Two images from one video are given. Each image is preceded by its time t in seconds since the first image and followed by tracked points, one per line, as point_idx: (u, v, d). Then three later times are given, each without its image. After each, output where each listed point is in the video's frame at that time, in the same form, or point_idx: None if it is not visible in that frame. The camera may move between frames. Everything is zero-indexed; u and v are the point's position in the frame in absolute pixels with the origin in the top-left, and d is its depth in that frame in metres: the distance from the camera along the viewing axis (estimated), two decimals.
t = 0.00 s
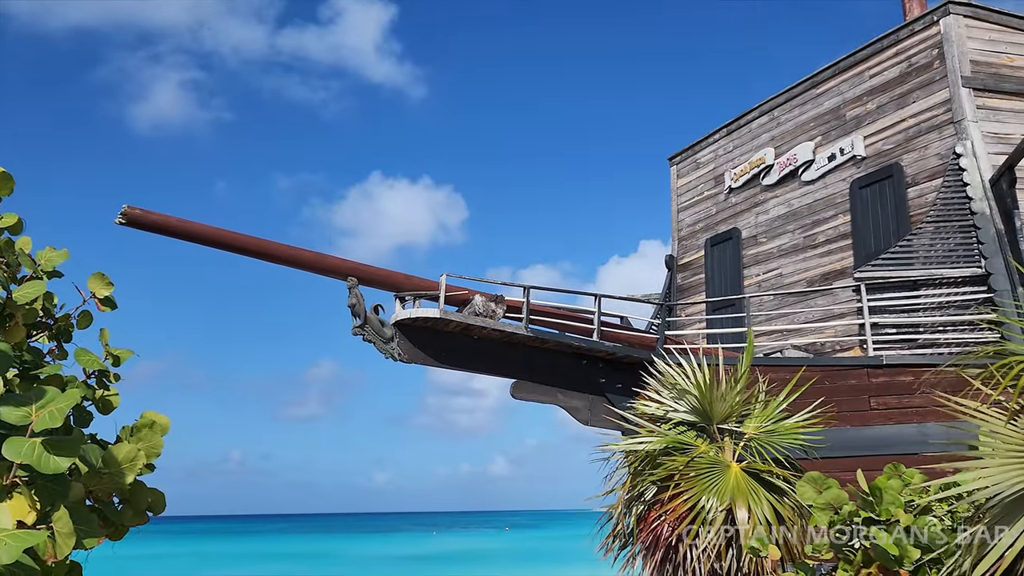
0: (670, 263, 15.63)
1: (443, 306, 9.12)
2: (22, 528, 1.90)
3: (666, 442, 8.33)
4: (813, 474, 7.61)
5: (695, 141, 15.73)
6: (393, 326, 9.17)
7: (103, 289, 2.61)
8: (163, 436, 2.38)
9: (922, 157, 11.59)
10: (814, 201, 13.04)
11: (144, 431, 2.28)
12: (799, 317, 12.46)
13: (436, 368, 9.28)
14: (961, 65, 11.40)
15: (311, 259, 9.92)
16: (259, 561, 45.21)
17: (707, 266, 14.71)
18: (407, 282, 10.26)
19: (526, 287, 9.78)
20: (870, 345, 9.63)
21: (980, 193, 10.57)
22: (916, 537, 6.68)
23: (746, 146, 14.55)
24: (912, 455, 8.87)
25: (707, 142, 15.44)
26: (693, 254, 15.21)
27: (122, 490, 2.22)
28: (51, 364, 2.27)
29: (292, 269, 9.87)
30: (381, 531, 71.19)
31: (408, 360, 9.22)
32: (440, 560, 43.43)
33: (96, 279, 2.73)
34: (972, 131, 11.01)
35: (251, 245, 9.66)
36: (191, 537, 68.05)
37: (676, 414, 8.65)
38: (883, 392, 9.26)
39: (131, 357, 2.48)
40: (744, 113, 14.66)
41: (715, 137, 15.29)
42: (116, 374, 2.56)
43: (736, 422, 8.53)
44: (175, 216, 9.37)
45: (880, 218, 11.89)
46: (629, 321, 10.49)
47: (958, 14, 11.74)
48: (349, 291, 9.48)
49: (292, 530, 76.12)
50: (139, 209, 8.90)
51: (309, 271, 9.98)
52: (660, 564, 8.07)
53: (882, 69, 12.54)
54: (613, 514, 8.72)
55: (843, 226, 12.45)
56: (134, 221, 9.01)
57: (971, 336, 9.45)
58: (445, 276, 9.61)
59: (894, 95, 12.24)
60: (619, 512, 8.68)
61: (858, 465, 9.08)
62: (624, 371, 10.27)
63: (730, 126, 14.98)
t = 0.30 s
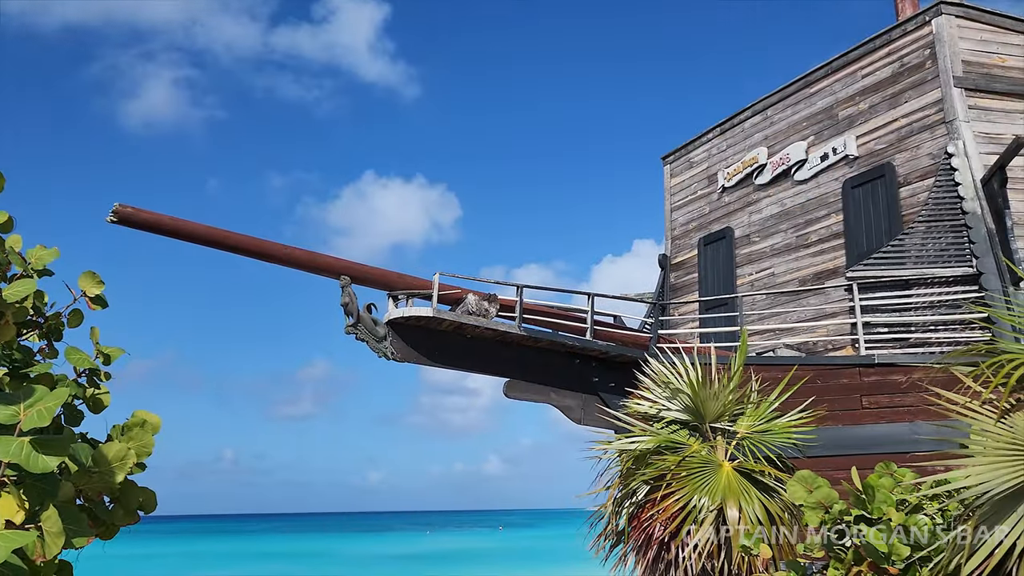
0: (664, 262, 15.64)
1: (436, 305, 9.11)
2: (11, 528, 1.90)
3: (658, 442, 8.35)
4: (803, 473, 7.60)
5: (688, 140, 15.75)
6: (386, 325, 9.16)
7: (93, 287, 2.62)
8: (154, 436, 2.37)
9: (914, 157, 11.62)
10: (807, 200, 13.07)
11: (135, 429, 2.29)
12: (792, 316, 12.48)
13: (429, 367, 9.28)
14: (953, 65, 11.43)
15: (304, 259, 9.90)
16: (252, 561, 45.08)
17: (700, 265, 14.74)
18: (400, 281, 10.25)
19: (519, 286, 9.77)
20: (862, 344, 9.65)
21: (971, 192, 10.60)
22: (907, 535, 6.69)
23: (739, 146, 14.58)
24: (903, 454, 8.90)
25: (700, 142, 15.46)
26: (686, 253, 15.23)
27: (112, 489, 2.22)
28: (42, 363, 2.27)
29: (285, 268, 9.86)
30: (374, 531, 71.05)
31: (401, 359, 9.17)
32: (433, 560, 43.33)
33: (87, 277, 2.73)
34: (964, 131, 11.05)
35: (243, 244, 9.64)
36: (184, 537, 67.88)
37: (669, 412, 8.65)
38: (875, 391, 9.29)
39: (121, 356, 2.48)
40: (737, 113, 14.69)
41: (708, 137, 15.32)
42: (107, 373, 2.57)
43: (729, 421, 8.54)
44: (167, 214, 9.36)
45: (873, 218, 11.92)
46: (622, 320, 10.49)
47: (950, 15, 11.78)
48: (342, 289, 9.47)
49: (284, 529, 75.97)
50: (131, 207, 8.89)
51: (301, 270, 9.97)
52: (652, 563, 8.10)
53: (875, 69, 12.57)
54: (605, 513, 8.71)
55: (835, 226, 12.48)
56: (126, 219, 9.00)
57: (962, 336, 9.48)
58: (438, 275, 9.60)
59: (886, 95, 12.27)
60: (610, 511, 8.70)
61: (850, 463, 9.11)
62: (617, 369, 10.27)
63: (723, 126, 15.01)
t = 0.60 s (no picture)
0: (655, 262, 15.67)
1: (426, 304, 9.10)
2: None
3: (648, 442, 8.35)
4: (791, 473, 7.62)
5: (679, 140, 15.78)
6: (377, 324, 9.14)
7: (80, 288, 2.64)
8: (140, 434, 2.43)
9: (903, 157, 11.67)
10: (797, 200, 13.12)
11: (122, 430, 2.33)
12: (781, 316, 12.52)
13: (420, 366, 9.27)
14: (942, 65, 11.49)
15: (294, 258, 9.86)
16: (242, 560, 44.93)
17: (690, 265, 14.77)
18: (390, 279, 10.23)
19: (510, 285, 9.77)
20: (852, 343, 9.68)
21: (960, 193, 10.65)
22: (894, 535, 6.72)
23: (730, 145, 14.61)
24: (891, 453, 8.93)
25: (691, 141, 15.50)
26: (677, 253, 15.25)
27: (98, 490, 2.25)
28: (28, 362, 2.28)
29: (274, 267, 9.83)
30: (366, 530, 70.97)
31: (392, 358, 9.17)
32: (424, 560, 43.26)
33: (75, 276, 2.75)
34: (953, 131, 11.10)
35: (233, 244, 9.61)
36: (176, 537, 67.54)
37: (659, 412, 8.66)
38: (864, 390, 9.32)
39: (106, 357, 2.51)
40: (728, 113, 14.72)
41: (699, 136, 15.36)
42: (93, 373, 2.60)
43: (718, 421, 8.56)
44: (156, 213, 9.31)
45: (862, 218, 11.97)
46: (613, 319, 10.50)
47: (939, 15, 11.83)
48: (333, 288, 9.45)
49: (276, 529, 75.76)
50: (120, 206, 8.84)
51: (292, 269, 9.94)
52: (642, 563, 8.12)
53: (864, 70, 12.62)
54: (594, 513, 8.72)
55: (825, 225, 12.52)
56: (115, 217, 8.96)
57: (950, 335, 9.52)
58: (429, 274, 9.58)
59: (875, 95, 12.32)
60: (600, 511, 8.71)
61: (839, 462, 9.13)
62: (608, 369, 10.26)
63: (714, 125, 15.04)
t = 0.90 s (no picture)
0: (644, 262, 15.70)
1: (414, 304, 9.10)
2: None
3: (635, 443, 8.37)
4: (776, 473, 7.63)
5: (667, 140, 15.83)
6: (365, 324, 9.14)
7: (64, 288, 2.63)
8: (125, 435, 2.42)
9: (889, 159, 11.74)
10: (785, 201, 13.17)
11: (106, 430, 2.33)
12: (769, 316, 12.57)
13: (408, 366, 9.26)
14: (927, 68, 11.56)
15: (281, 258, 9.84)
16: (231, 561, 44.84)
17: (679, 265, 14.80)
18: (378, 280, 10.22)
19: (498, 285, 9.77)
20: (838, 344, 9.73)
21: (946, 194, 10.71)
22: (879, 534, 6.79)
23: (718, 146, 14.66)
24: (876, 452, 8.98)
25: (680, 142, 15.54)
26: (665, 253, 15.29)
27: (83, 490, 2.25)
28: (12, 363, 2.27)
29: (262, 267, 9.81)
30: (356, 531, 70.86)
31: (380, 359, 9.17)
32: (414, 560, 43.25)
33: (59, 276, 2.74)
34: (938, 133, 11.17)
35: (220, 244, 9.59)
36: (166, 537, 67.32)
37: (646, 413, 8.69)
38: (850, 390, 9.37)
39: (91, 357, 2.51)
40: (716, 114, 14.77)
41: (687, 137, 15.40)
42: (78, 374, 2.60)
43: (705, 421, 8.59)
44: (142, 212, 9.29)
45: (849, 219, 12.03)
46: (602, 320, 10.51)
47: (925, 18, 11.90)
48: (320, 288, 9.43)
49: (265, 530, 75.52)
50: (106, 205, 8.81)
51: (279, 269, 9.93)
52: (630, 564, 8.12)
53: (851, 71, 12.69)
54: (582, 514, 8.72)
55: (812, 226, 12.58)
56: (100, 216, 8.93)
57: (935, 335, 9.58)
58: (417, 274, 9.58)
59: (862, 97, 12.38)
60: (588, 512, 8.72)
61: (825, 462, 9.18)
62: (596, 369, 10.26)
63: (703, 126, 15.09)
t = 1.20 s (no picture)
0: (633, 263, 15.73)
1: (403, 304, 9.09)
2: None
3: (624, 443, 8.38)
4: (764, 472, 7.59)
5: (656, 141, 15.86)
6: (353, 325, 9.13)
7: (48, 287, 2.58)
8: (111, 437, 2.35)
9: (876, 160, 11.80)
10: (773, 202, 13.23)
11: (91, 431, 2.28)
12: (757, 316, 12.61)
13: (396, 367, 9.25)
14: (913, 70, 11.63)
15: (269, 258, 9.81)
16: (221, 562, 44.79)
17: (667, 265, 14.84)
18: (366, 280, 10.20)
19: (487, 286, 9.77)
20: (825, 344, 9.77)
21: (931, 195, 10.76)
22: (865, 533, 6.83)
23: (707, 147, 14.70)
24: (863, 452, 9.03)
25: (668, 143, 15.57)
26: (654, 253, 15.31)
27: (67, 492, 2.21)
28: None
29: (249, 267, 9.78)
30: (346, 531, 70.82)
31: (368, 359, 9.17)
32: (405, 560, 43.31)
33: (42, 276, 2.69)
34: (924, 134, 11.25)
35: (206, 243, 9.54)
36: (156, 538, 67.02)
37: (634, 414, 8.70)
38: (837, 390, 9.42)
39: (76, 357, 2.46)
40: (704, 115, 14.81)
41: (676, 138, 15.44)
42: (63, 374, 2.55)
43: (693, 421, 8.61)
44: (128, 212, 9.25)
45: (836, 219, 12.08)
46: (591, 320, 10.52)
47: (911, 20, 11.97)
48: (308, 289, 9.41)
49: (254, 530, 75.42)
50: (91, 204, 8.76)
51: (267, 269, 9.90)
52: (618, 564, 8.13)
53: (838, 73, 12.75)
54: (571, 516, 8.73)
55: (799, 227, 12.64)
56: (86, 216, 8.88)
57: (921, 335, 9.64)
58: (405, 275, 9.57)
59: (849, 99, 12.44)
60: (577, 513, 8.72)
61: (812, 462, 9.22)
62: (585, 369, 10.26)
63: (691, 127, 15.13)
